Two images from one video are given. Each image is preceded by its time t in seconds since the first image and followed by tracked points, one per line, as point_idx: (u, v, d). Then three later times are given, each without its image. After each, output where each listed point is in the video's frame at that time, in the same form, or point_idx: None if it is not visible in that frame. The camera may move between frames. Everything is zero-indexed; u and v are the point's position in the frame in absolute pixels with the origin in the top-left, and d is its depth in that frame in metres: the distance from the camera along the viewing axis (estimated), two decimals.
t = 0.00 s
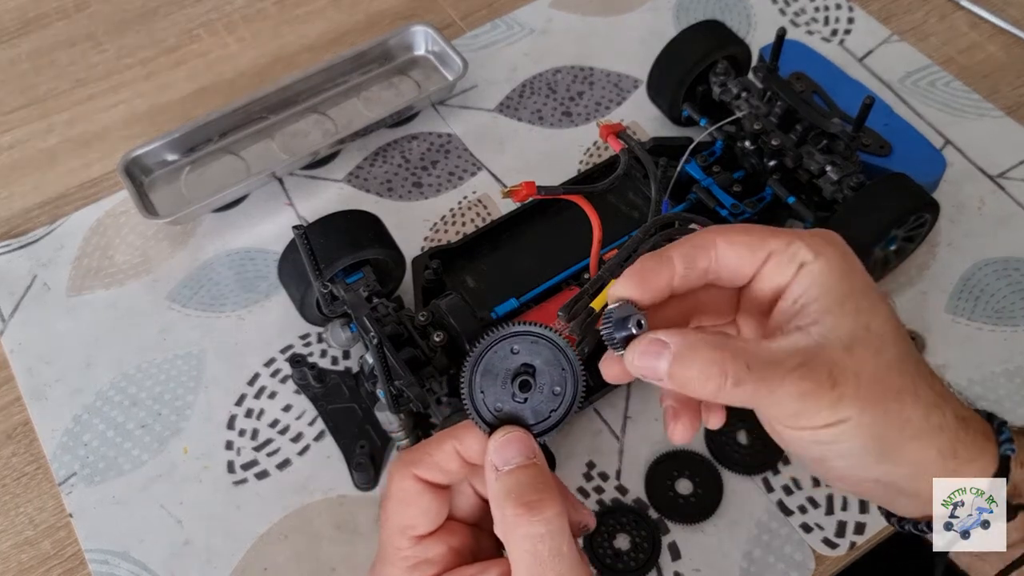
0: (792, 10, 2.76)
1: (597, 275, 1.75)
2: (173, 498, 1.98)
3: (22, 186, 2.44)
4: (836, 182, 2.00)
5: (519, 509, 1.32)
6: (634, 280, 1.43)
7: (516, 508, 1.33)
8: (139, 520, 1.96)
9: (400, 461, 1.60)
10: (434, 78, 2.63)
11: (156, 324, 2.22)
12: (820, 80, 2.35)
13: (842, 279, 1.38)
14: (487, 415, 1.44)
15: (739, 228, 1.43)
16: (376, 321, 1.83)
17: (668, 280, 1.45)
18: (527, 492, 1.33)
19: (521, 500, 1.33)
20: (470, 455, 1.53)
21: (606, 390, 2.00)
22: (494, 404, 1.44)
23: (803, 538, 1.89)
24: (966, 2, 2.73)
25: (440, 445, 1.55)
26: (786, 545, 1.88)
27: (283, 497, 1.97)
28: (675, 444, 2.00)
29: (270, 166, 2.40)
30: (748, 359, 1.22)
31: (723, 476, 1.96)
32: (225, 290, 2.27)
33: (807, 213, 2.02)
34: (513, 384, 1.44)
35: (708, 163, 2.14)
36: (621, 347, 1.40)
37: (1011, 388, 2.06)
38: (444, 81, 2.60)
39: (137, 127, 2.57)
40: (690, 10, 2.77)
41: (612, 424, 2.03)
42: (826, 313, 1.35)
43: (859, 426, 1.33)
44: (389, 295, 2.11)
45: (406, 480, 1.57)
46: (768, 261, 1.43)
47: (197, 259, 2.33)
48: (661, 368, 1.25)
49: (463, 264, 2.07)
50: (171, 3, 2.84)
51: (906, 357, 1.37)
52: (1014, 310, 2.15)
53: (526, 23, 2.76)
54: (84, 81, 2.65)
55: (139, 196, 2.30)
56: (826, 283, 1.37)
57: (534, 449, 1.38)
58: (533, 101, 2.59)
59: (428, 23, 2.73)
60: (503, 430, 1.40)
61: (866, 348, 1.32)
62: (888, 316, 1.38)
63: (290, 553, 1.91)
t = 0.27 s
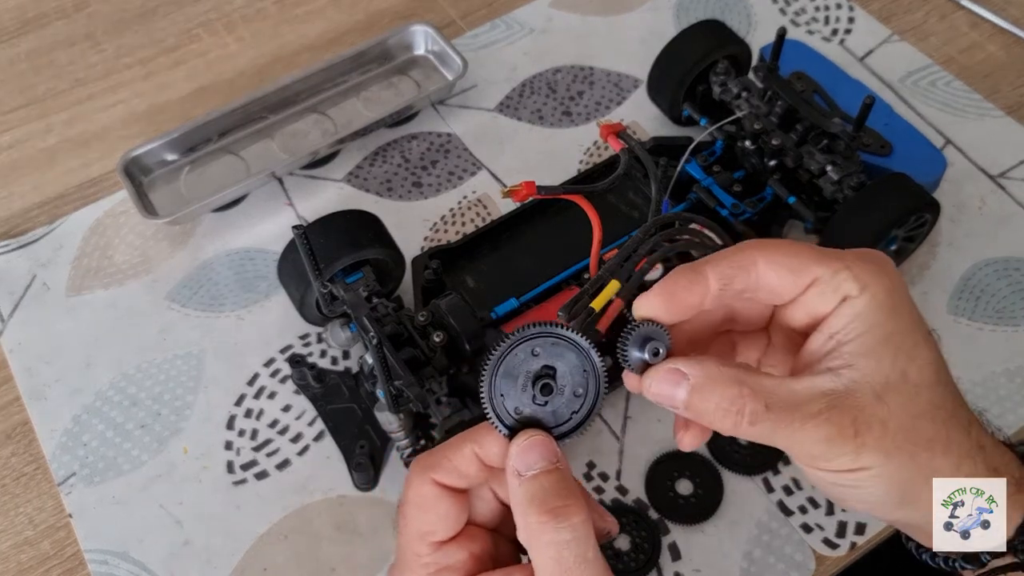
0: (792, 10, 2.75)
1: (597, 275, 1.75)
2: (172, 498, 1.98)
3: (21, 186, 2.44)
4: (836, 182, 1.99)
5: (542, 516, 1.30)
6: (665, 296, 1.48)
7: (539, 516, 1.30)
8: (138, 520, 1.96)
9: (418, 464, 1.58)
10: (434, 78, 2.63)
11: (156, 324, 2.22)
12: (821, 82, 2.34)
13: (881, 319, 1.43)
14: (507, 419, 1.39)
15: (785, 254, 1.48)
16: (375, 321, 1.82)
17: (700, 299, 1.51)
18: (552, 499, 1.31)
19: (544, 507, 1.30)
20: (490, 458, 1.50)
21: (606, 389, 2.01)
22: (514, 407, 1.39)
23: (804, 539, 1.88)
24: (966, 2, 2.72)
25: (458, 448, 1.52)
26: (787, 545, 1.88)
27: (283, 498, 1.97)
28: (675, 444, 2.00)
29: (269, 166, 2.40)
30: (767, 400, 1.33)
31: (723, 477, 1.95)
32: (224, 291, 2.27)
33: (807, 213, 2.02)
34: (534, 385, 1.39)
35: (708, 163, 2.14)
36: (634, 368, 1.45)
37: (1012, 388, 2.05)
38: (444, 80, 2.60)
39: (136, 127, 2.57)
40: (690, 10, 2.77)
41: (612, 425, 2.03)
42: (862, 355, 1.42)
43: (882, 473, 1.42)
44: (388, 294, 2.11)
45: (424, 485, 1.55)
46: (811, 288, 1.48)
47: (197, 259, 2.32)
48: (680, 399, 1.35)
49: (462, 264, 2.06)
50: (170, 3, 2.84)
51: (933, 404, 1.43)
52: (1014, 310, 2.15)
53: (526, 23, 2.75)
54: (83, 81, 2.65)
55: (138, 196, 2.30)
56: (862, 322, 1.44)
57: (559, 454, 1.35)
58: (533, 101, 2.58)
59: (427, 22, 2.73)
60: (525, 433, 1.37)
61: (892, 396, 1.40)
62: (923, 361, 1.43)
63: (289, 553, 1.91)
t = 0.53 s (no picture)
0: (792, 10, 2.75)
1: (597, 275, 1.75)
2: (172, 498, 1.98)
3: (21, 186, 2.44)
4: (836, 182, 1.99)
5: (589, 502, 1.29)
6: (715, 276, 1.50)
7: (586, 502, 1.30)
8: (138, 520, 1.96)
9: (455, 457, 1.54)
10: (434, 78, 2.63)
11: (155, 324, 2.22)
12: (821, 81, 2.34)
13: (931, 313, 1.39)
14: (545, 414, 1.43)
15: (842, 239, 1.46)
16: (376, 321, 1.83)
17: (759, 275, 1.52)
18: (596, 486, 1.31)
19: (591, 494, 1.30)
20: (529, 452, 1.49)
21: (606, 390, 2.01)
22: (553, 402, 1.43)
23: (804, 539, 1.88)
24: (966, 2, 2.73)
25: (497, 441, 1.50)
26: (787, 546, 1.88)
27: (283, 498, 1.97)
28: (675, 444, 2.00)
29: (269, 166, 2.40)
30: (815, 376, 1.29)
31: (723, 477, 1.95)
32: (224, 291, 2.27)
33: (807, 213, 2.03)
34: (574, 382, 1.43)
35: (708, 163, 2.15)
36: (689, 334, 1.52)
37: (1011, 388, 2.05)
38: (444, 80, 2.60)
39: (136, 127, 2.57)
40: (690, 10, 2.77)
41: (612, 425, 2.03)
42: (909, 346, 1.38)
43: (925, 461, 1.35)
44: (388, 294, 2.11)
45: (467, 478, 1.51)
46: (863, 277, 1.45)
47: (197, 259, 2.32)
48: (731, 373, 1.33)
49: (462, 264, 2.06)
50: (170, 3, 2.84)
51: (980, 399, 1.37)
52: (1014, 310, 2.15)
53: (526, 23, 2.76)
54: (83, 81, 2.65)
55: (138, 196, 2.30)
56: (912, 311, 1.40)
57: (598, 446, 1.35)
58: (533, 101, 2.58)
59: (427, 23, 2.73)
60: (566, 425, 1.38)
61: (939, 386, 1.34)
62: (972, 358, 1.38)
63: (289, 553, 1.91)
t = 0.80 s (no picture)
0: (790, 11, 2.77)
1: (597, 275, 1.77)
2: (174, 497, 1.99)
3: (24, 186, 2.45)
4: (833, 183, 2.00)
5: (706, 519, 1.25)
6: (873, 271, 1.59)
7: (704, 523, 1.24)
8: (140, 519, 1.97)
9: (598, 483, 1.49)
10: (435, 79, 2.64)
11: (158, 324, 2.23)
12: (818, 82, 2.35)
13: None
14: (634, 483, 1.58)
15: (983, 254, 1.53)
16: (377, 321, 1.84)
17: (898, 280, 1.60)
18: (711, 514, 1.27)
19: (708, 515, 1.26)
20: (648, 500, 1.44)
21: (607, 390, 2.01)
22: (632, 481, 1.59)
23: (802, 537, 1.89)
24: (964, 4, 2.74)
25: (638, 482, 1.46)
26: (785, 544, 1.89)
27: (284, 497, 1.98)
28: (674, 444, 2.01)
29: (271, 167, 2.41)
30: (941, 363, 1.38)
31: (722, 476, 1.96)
32: (226, 291, 2.28)
33: (805, 214, 2.05)
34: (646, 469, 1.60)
35: (707, 164, 2.16)
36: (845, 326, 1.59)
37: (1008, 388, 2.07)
38: (444, 82, 2.61)
39: (139, 127, 2.58)
40: (689, 11, 2.78)
41: (611, 424, 2.04)
42: None
43: None
44: (390, 295, 2.12)
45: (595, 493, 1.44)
46: (999, 286, 1.53)
47: (199, 259, 2.34)
48: (874, 351, 1.42)
49: (463, 265, 2.07)
50: (173, 4, 2.85)
51: None
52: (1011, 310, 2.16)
53: (526, 25, 2.77)
54: (86, 82, 2.66)
55: (141, 197, 2.31)
56: None
57: (708, 496, 1.33)
58: (533, 103, 2.60)
59: (428, 24, 2.74)
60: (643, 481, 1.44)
61: None
62: None
63: (290, 552, 1.92)
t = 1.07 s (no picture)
0: (790, 12, 2.77)
1: (597, 275, 1.77)
2: (175, 497, 2.00)
3: (25, 186, 2.46)
4: (833, 183, 2.01)
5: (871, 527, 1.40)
6: (879, 304, 1.99)
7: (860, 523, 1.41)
8: (141, 519, 1.98)
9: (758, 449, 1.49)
10: (435, 80, 2.65)
11: (159, 323, 2.23)
12: (817, 82, 2.37)
13: None
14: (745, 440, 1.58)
15: (965, 290, 1.85)
16: (377, 321, 1.85)
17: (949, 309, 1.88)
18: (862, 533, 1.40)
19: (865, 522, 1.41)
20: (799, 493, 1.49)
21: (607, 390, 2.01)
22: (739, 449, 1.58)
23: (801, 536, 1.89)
24: (963, 4, 2.74)
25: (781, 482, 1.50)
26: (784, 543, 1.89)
27: (284, 497, 1.99)
28: (673, 444, 2.02)
29: (271, 167, 2.42)
30: (939, 387, 1.88)
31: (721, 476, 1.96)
32: (227, 291, 2.28)
33: (804, 213, 2.06)
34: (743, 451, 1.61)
35: (706, 164, 2.17)
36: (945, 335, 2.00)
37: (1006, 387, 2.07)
38: (444, 82, 2.62)
39: (140, 128, 2.58)
40: (688, 12, 2.79)
41: (611, 424, 2.04)
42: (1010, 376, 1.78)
43: None
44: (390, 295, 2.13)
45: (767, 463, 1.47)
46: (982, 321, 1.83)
47: (200, 259, 2.34)
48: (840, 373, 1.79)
49: (463, 264, 2.08)
50: (174, 5, 2.85)
51: None
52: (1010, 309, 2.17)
53: (526, 25, 2.78)
54: (87, 82, 2.66)
55: (142, 197, 2.32)
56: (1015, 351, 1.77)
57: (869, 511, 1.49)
58: (533, 103, 2.60)
59: (428, 25, 2.75)
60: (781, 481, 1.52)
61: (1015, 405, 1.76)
62: None
63: (291, 551, 1.92)
